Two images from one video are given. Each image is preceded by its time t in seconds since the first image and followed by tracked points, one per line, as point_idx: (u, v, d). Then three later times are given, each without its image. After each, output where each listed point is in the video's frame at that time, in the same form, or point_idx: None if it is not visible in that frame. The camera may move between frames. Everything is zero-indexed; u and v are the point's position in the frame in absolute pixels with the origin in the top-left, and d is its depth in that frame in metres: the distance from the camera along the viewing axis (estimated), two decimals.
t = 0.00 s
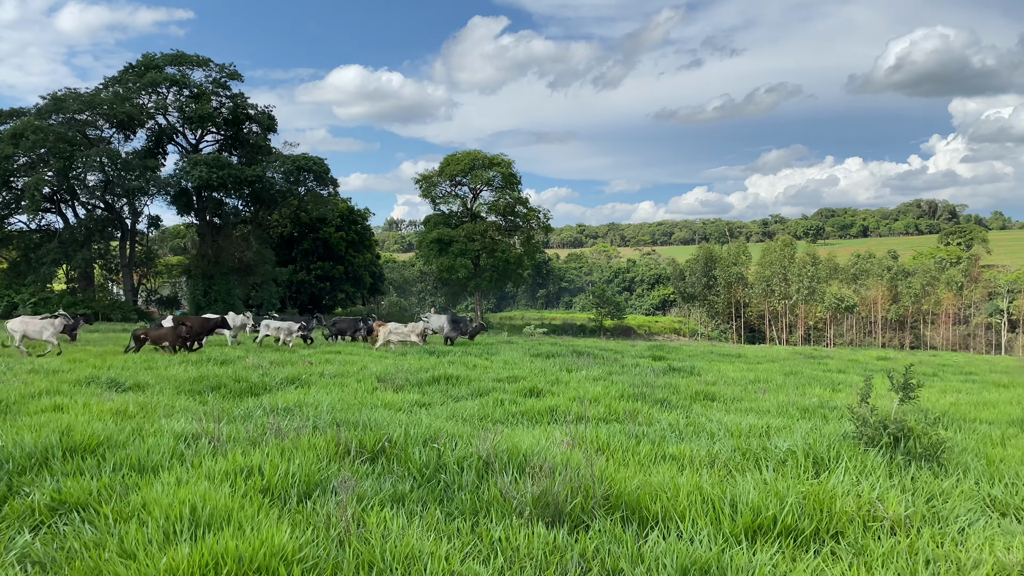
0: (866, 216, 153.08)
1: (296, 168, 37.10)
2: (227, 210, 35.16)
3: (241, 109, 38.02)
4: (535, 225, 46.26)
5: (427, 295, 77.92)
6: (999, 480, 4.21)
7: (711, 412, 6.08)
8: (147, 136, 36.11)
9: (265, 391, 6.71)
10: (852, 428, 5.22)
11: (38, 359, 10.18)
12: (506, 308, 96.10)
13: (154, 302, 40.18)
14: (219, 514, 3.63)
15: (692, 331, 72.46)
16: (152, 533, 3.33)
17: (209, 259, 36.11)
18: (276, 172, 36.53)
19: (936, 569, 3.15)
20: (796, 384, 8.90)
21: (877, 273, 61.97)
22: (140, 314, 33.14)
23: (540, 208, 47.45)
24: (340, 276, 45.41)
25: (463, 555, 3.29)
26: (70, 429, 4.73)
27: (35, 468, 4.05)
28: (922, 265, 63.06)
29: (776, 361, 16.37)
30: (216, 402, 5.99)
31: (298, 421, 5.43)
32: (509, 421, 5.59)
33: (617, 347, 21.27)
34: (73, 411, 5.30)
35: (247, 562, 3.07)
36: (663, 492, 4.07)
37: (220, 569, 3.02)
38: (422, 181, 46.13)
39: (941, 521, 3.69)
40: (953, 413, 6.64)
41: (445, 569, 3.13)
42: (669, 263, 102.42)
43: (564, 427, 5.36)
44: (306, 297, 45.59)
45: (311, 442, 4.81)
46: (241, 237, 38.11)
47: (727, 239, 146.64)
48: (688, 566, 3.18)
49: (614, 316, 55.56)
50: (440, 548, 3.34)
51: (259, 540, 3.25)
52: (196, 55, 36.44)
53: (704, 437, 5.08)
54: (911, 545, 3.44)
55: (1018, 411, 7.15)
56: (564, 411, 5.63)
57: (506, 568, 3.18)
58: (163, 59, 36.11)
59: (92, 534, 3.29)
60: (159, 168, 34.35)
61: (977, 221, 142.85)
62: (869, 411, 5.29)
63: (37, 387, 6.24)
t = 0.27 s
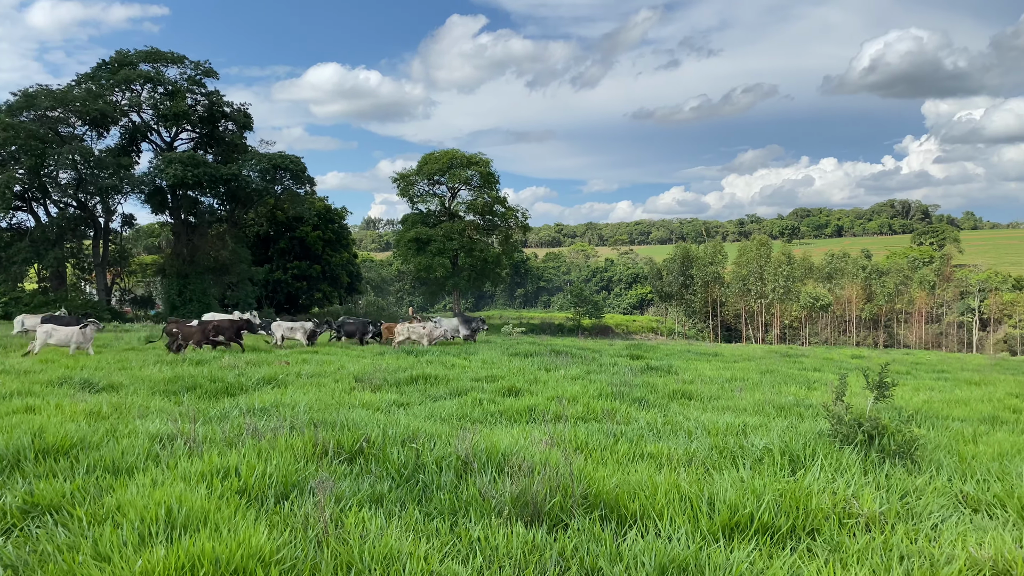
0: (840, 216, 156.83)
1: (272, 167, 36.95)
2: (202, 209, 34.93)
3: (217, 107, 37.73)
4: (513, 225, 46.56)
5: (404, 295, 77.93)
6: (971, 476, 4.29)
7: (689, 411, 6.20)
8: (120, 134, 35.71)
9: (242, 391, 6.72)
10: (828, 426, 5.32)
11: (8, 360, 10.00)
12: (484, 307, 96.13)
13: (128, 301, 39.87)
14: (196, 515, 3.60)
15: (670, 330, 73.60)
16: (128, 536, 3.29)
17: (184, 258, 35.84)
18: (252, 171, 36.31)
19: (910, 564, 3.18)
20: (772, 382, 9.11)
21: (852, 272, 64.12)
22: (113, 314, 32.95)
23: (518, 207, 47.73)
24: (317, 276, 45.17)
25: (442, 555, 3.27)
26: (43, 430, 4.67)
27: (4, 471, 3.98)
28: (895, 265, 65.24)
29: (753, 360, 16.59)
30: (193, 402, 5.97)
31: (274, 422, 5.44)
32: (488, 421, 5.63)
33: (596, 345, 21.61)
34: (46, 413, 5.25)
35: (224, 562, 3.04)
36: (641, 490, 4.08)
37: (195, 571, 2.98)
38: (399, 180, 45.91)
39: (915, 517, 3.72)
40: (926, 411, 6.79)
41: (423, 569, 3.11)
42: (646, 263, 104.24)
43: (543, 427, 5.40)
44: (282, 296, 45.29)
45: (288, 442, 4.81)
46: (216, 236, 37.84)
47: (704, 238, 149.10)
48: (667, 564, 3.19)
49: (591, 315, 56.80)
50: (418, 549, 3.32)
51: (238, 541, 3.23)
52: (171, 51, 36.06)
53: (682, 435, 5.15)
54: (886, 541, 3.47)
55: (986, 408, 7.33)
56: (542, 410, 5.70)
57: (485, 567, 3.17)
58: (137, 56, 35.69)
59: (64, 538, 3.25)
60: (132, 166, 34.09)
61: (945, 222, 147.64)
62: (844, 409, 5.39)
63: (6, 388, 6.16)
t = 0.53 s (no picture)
0: (817, 217, 160.26)
1: (248, 166, 36.70)
2: (177, 208, 34.64)
3: (192, 105, 37.35)
4: (491, 224, 46.79)
5: (381, 295, 78.44)
6: (943, 473, 4.36)
7: (665, 410, 6.31)
8: (93, 132, 35.24)
9: (218, 392, 6.72)
10: (803, 426, 5.41)
11: None
12: (462, 307, 97.09)
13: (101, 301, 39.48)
14: (172, 517, 3.56)
15: (648, 330, 74.63)
16: (101, 539, 3.24)
17: (158, 258, 35.48)
18: (228, 170, 36.04)
19: (884, 561, 3.21)
20: (749, 382, 9.36)
21: (827, 272, 66.10)
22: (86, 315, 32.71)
23: (497, 206, 47.90)
24: (293, 276, 45.02)
25: (420, 555, 3.26)
26: (13, 432, 4.61)
27: None
28: (870, 266, 67.52)
29: (730, 359, 16.79)
30: (168, 404, 5.94)
31: (250, 423, 5.43)
32: (466, 422, 5.66)
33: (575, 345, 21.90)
34: (16, 415, 5.18)
35: (201, 565, 3.01)
36: (619, 490, 4.09)
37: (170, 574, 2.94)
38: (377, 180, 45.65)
39: (888, 515, 3.76)
40: (901, 410, 6.89)
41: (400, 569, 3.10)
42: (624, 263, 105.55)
43: (521, 427, 5.43)
44: (259, 296, 45.09)
45: (265, 443, 4.79)
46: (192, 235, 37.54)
47: (682, 239, 151.36)
48: (644, 563, 3.19)
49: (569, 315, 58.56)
50: (396, 550, 3.31)
51: (214, 544, 3.19)
52: (146, 49, 35.64)
53: (660, 435, 5.22)
54: (861, 538, 3.50)
55: (955, 406, 7.49)
56: (521, 410, 5.76)
57: (464, 568, 3.16)
58: (110, 53, 35.24)
59: (36, 541, 3.20)
60: (106, 165, 33.71)
61: (917, 223, 151.92)
62: (819, 408, 5.48)
63: None
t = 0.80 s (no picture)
0: (789, 219, 163.89)
1: (223, 165, 36.43)
2: (150, 208, 34.21)
3: (166, 104, 36.95)
4: (468, 225, 47.02)
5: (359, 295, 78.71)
6: (913, 472, 4.43)
7: (641, 411, 6.49)
8: (64, 131, 34.69)
9: (191, 395, 6.71)
10: (777, 425, 5.51)
11: None
12: (439, 307, 97.62)
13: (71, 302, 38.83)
14: (145, 521, 3.51)
15: (623, 330, 75.51)
16: (71, 544, 3.18)
17: (131, 258, 34.84)
18: (202, 170, 35.71)
19: (855, 560, 3.22)
20: (725, 383, 9.59)
21: (799, 273, 67.56)
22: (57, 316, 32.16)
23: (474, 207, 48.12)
24: (269, 276, 44.82)
25: (396, 557, 3.24)
26: None
27: None
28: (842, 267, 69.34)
29: (706, 360, 16.98)
30: (140, 406, 5.91)
31: (224, 425, 5.41)
32: (443, 423, 5.71)
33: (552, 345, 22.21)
34: None
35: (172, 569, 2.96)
36: (595, 490, 4.09)
37: None
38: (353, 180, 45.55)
39: (861, 514, 3.78)
40: (872, 410, 7.07)
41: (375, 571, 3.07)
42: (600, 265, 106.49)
43: (498, 429, 5.47)
44: (233, 297, 44.75)
45: (238, 446, 4.75)
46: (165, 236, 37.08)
47: (657, 239, 153.52)
48: (619, 563, 3.18)
49: (547, 315, 58.37)
50: (372, 551, 3.29)
51: (186, 548, 3.15)
52: (118, 47, 35.26)
53: (635, 436, 5.29)
54: (833, 537, 3.51)
55: (926, 405, 7.65)
56: (497, 412, 5.81)
57: (439, 569, 3.15)
58: (81, 51, 34.81)
59: (2, 547, 3.14)
60: (77, 164, 33.21)
61: (888, 225, 155.61)
62: (792, 408, 5.58)
63: None
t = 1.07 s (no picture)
0: (761, 221, 166.90)
1: (194, 165, 36.16)
2: (120, 209, 33.77)
3: (137, 103, 36.51)
4: (444, 226, 47.09)
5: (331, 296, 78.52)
6: (884, 471, 4.49)
7: (616, 412, 6.61)
8: (31, 129, 34.05)
9: (162, 398, 6.67)
10: (749, 425, 5.60)
11: None
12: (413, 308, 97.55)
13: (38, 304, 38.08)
14: (114, 526, 3.45)
15: (598, 331, 75.97)
16: (35, 551, 3.11)
17: (101, 259, 34.17)
18: (173, 170, 35.37)
19: (827, 558, 3.21)
20: (699, 384, 9.75)
21: (771, 275, 68.50)
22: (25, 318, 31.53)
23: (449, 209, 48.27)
24: (241, 277, 44.59)
25: (368, 560, 3.22)
26: None
27: None
28: (815, 271, 70.93)
29: (680, 361, 17.17)
30: (109, 409, 5.86)
31: (195, 428, 5.36)
32: (418, 425, 5.75)
33: (529, 346, 22.48)
34: None
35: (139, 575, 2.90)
36: (569, 491, 4.10)
37: None
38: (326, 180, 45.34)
39: (831, 513, 3.81)
40: (843, 409, 7.20)
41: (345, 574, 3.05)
42: (575, 266, 107.29)
43: (472, 431, 5.49)
44: (204, 298, 44.36)
45: (209, 449, 4.70)
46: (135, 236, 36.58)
47: (631, 241, 155.02)
48: (593, 563, 3.15)
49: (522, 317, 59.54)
50: (343, 554, 3.26)
51: (156, 552, 3.10)
52: (87, 45, 34.77)
53: (609, 437, 5.36)
54: (805, 536, 3.52)
55: (895, 405, 7.80)
56: (471, 414, 5.87)
57: (411, 571, 3.12)
58: (49, 48, 34.26)
59: None
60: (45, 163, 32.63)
61: (859, 228, 159.59)
62: (765, 408, 5.65)
63: None
